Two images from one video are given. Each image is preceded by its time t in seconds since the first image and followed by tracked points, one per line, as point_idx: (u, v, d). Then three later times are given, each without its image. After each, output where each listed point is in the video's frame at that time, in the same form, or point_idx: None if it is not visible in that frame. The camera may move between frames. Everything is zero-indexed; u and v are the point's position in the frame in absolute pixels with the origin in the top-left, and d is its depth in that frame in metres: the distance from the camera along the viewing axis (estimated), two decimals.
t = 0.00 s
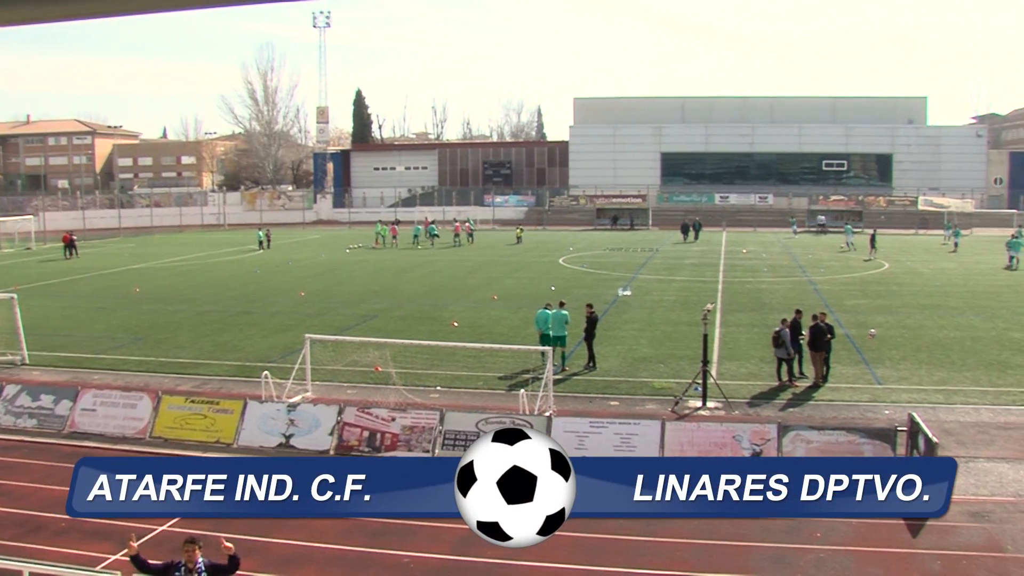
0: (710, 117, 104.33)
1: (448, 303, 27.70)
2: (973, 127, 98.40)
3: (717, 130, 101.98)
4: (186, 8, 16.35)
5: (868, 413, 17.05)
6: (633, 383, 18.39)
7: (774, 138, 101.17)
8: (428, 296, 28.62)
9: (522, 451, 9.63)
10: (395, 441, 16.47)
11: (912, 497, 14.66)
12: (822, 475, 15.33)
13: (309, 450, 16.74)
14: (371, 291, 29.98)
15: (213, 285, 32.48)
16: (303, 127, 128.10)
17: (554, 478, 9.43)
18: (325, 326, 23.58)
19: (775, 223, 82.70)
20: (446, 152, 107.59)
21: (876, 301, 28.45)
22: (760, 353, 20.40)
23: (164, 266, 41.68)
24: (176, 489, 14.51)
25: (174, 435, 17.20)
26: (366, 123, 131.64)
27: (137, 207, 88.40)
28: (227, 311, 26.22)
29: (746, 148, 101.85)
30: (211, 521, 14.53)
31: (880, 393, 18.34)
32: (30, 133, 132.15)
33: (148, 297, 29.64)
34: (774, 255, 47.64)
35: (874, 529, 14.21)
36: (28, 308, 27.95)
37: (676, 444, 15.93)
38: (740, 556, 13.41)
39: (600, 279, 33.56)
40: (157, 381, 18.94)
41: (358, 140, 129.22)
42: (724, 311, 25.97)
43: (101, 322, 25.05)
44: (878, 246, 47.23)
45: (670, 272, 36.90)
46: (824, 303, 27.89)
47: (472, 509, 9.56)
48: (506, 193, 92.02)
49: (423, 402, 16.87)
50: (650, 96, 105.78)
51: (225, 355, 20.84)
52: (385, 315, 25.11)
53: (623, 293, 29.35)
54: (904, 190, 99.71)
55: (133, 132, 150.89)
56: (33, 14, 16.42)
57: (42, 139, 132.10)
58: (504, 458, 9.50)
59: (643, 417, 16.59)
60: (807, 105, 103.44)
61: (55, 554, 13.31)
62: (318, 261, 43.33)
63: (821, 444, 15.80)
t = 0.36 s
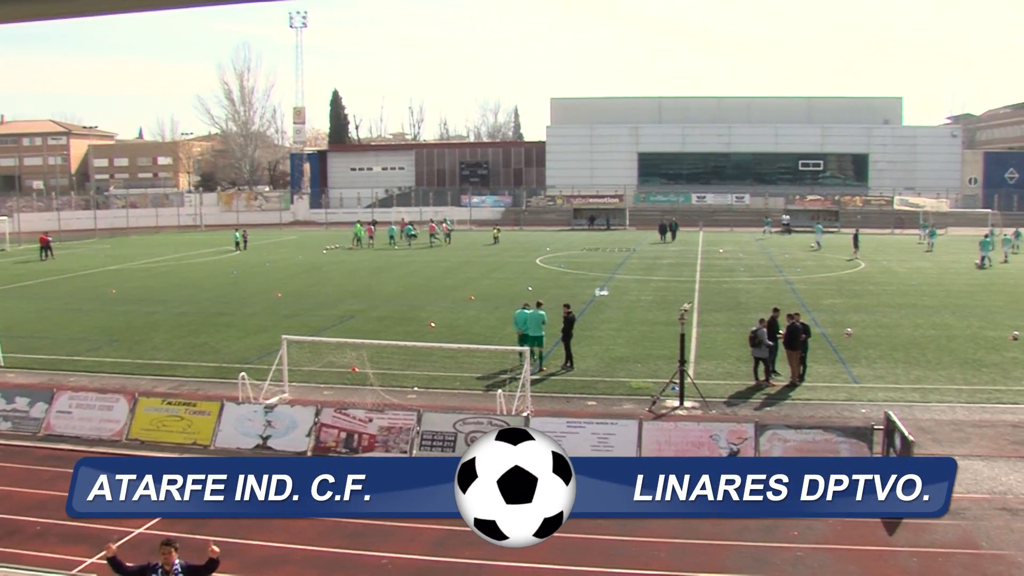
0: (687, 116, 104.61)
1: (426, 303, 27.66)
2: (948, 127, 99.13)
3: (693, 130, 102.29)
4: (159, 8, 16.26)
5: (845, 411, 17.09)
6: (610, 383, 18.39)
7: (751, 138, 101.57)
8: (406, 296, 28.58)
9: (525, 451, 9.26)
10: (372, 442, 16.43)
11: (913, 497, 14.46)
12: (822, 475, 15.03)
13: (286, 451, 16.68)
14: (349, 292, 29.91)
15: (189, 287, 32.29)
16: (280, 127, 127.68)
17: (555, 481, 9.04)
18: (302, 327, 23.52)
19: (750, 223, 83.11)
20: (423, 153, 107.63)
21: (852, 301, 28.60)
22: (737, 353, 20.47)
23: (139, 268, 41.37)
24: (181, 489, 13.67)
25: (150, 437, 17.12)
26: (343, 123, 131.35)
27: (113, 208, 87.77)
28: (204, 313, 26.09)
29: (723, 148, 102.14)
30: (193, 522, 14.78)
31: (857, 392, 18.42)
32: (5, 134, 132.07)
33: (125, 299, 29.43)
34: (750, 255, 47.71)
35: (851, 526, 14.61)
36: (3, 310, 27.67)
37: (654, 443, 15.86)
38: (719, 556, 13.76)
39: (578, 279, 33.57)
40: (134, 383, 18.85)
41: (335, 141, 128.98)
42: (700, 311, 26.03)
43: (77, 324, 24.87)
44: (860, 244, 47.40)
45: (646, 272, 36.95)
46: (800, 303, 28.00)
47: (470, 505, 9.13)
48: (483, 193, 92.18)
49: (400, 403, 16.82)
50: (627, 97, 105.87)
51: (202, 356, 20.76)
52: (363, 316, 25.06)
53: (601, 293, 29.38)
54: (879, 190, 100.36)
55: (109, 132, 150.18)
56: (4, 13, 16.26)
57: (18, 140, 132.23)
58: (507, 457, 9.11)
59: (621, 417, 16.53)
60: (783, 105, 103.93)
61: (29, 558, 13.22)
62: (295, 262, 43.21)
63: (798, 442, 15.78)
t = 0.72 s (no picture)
0: (665, 117, 105.01)
1: (406, 304, 27.62)
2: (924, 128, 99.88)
3: (671, 130, 102.50)
4: (134, 7, 16.22)
5: (824, 410, 17.13)
6: (589, 383, 18.41)
7: (730, 138, 101.83)
8: (386, 297, 28.53)
9: (528, 451, 8.88)
10: (351, 443, 16.40)
11: (913, 498, 12.54)
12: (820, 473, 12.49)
13: (266, 452, 16.65)
14: (329, 292, 29.78)
15: (167, 288, 32.12)
16: (258, 128, 127.21)
17: (556, 484, 8.73)
18: (282, 328, 23.42)
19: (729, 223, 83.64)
20: (402, 153, 107.41)
21: (830, 300, 28.74)
22: (715, 352, 20.50)
23: (116, 270, 41.10)
24: (180, 489, 11.61)
25: (129, 439, 17.07)
26: (321, 124, 130.96)
27: (90, 209, 87.30)
28: (183, 314, 25.98)
29: (701, 148, 102.27)
30: (173, 525, 14.74)
31: (835, 391, 18.50)
32: None
33: (102, 300, 29.24)
34: (728, 255, 47.57)
35: (829, 526, 14.74)
36: None
37: (634, 442, 15.90)
38: (697, 556, 13.84)
39: (557, 279, 33.59)
40: (112, 385, 18.76)
41: (314, 141, 128.70)
42: (679, 311, 26.03)
43: (53, 326, 24.70)
44: (846, 242, 47.28)
45: (626, 272, 36.98)
46: (779, 302, 28.11)
47: (468, 502, 8.82)
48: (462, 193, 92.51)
49: (380, 404, 16.82)
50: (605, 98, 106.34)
51: (181, 357, 20.67)
52: (342, 317, 24.97)
53: (580, 293, 29.42)
54: (857, 190, 101.07)
55: (86, 133, 149.54)
56: None
57: None
58: (509, 456, 8.73)
59: (601, 416, 16.52)
60: (761, 106, 104.54)
61: (9, 562, 13.16)
62: (274, 263, 43.07)
63: (776, 442, 15.82)
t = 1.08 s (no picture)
0: (644, 117, 105.33)
1: (387, 305, 27.57)
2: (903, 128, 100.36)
3: (651, 130, 102.59)
4: (108, 7, 16.12)
5: (803, 409, 17.17)
6: (569, 382, 18.39)
7: (709, 138, 101.91)
8: (366, 298, 28.48)
9: (532, 452, 8.59)
10: (331, 444, 16.39)
11: (913, 498, 13.32)
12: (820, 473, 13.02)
13: (245, 454, 16.60)
14: (309, 293, 29.70)
15: (145, 289, 32.00)
16: (237, 129, 126.70)
17: (557, 487, 8.48)
18: (260, 329, 23.34)
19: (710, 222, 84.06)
20: (382, 154, 107.19)
21: (810, 299, 28.84)
22: (695, 352, 20.54)
23: (94, 271, 40.90)
24: (180, 489, 11.88)
25: (108, 441, 16.99)
26: (300, 124, 130.45)
27: (69, 210, 86.89)
28: (162, 315, 25.86)
29: (681, 148, 102.44)
30: (151, 527, 14.67)
31: (814, 390, 18.54)
32: None
33: (80, 301, 29.12)
34: (707, 255, 47.61)
35: (808, 525, 14.79)
36: None
37: (614, 442, 15.91)
38: (677, 555, 13.88)
39: (537, 280, 33.61)
40: (90, 387, 18.69)
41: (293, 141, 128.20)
42: (659, 311, 26.04)
43: (31, 328, 24.57)
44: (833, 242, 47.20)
45: (606, 272, 37.03)
46: (759, 302, 28.17)
47: (466, 498, 8.54)
48: (441, 193, 92.48)
49: (360, 405, 16.81)
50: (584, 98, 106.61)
51: (160, 359, 20.61)
52: (320, 318, 24.91)
53: (560, 293, 29.42)
54: (836, 190, 101.49)
55: (64, 133, 149.14)
56: None
57: None
58: (512, 456, 8.45)
59: (581, 417, 16.52)
60: (740, 105, 104.79)
61: None
62: (254, 263, 42.90)
63: (756, 441, 15.84)
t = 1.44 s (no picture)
0: (622, 117, 105.52)
1: (365, 305, 27.54)
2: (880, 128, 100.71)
3: (628, 130, 102.96)
4: (83, 7, 16.06)
5: (781, 409, 17.22)
6: (546, 383, 18.41)
7: (686, 138, 102.34)
8: (344, 299, 28.43)
9: (533, 453, 9.26)
10: (309, 445, 16.37)
11: (913, 498, 14.38)
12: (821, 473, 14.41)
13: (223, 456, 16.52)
14: (286, 294, 29.61)
15: (122, 291, 31.86)
16: (214, 129, 126.04)
17: (555, 490, 9.13)
18: (237, 330, 23.27)
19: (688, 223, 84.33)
20: (359, 154, 107.16)
21: (787, 298, 28.96)
22: (672, 351, 20.57)
23: (69, 272, 40.64)
24: (181, 489, 13.60)
25: (85, 443, 16.88)
26: (278, 125, 130.06)
27: (44, 211, 86.34)
28: (139, 317, 25.79)
29: (658, 148, 102.79)
30: (126, 530, 14.50)
31: (792, 389, 18.61)
32: None
33: (57, 303, 28.98)
34: (685, 254, 47.67)
35: (785, 524, 14.76)
36: None
37: (592, 442, 15.90)
38: (656, 555, 13.87)
39: (514, 280, 33.66)
40: (66, 389, 18.60)
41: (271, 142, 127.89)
42: (636, 311, 26.10)
43: (6, 330, 24.44)
44: (813, 242, 47.35)
45: (584, 272, 37.11)
46: (736, 302, 28.24)
47: (467, 494, 9.19)
48: (419, 194, 91.97)
49: (338, 406, 16.78)
50: (561, 99, 106.88)
51: (136, 360, 20.53)
52: (298, 319, 24.85)
53: (538, 293, 29.44)
54: (814, 190, 101.80)
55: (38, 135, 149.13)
56: None
57: None
58: (514, 456, 9.12)
59: (559, 416, 16.53)
60: (718, 106, 105.13)
61: None
62: (231, 264, 42.77)
63: (733, 440, 15.88)
